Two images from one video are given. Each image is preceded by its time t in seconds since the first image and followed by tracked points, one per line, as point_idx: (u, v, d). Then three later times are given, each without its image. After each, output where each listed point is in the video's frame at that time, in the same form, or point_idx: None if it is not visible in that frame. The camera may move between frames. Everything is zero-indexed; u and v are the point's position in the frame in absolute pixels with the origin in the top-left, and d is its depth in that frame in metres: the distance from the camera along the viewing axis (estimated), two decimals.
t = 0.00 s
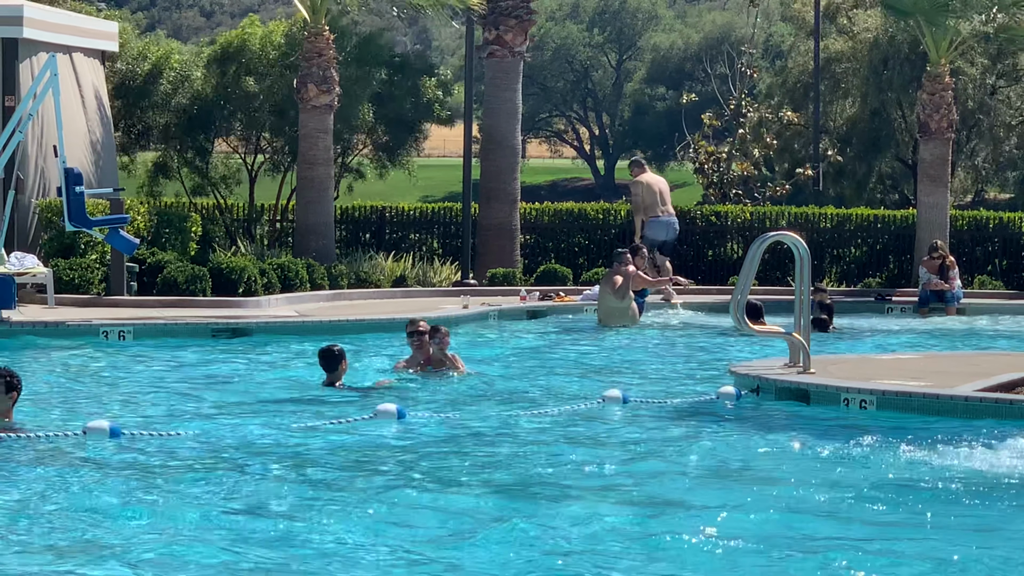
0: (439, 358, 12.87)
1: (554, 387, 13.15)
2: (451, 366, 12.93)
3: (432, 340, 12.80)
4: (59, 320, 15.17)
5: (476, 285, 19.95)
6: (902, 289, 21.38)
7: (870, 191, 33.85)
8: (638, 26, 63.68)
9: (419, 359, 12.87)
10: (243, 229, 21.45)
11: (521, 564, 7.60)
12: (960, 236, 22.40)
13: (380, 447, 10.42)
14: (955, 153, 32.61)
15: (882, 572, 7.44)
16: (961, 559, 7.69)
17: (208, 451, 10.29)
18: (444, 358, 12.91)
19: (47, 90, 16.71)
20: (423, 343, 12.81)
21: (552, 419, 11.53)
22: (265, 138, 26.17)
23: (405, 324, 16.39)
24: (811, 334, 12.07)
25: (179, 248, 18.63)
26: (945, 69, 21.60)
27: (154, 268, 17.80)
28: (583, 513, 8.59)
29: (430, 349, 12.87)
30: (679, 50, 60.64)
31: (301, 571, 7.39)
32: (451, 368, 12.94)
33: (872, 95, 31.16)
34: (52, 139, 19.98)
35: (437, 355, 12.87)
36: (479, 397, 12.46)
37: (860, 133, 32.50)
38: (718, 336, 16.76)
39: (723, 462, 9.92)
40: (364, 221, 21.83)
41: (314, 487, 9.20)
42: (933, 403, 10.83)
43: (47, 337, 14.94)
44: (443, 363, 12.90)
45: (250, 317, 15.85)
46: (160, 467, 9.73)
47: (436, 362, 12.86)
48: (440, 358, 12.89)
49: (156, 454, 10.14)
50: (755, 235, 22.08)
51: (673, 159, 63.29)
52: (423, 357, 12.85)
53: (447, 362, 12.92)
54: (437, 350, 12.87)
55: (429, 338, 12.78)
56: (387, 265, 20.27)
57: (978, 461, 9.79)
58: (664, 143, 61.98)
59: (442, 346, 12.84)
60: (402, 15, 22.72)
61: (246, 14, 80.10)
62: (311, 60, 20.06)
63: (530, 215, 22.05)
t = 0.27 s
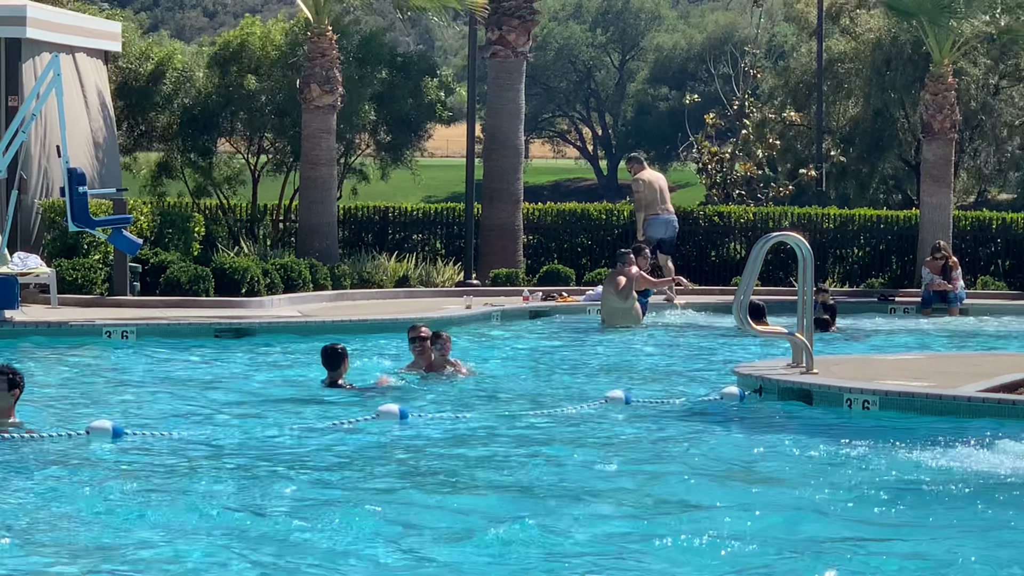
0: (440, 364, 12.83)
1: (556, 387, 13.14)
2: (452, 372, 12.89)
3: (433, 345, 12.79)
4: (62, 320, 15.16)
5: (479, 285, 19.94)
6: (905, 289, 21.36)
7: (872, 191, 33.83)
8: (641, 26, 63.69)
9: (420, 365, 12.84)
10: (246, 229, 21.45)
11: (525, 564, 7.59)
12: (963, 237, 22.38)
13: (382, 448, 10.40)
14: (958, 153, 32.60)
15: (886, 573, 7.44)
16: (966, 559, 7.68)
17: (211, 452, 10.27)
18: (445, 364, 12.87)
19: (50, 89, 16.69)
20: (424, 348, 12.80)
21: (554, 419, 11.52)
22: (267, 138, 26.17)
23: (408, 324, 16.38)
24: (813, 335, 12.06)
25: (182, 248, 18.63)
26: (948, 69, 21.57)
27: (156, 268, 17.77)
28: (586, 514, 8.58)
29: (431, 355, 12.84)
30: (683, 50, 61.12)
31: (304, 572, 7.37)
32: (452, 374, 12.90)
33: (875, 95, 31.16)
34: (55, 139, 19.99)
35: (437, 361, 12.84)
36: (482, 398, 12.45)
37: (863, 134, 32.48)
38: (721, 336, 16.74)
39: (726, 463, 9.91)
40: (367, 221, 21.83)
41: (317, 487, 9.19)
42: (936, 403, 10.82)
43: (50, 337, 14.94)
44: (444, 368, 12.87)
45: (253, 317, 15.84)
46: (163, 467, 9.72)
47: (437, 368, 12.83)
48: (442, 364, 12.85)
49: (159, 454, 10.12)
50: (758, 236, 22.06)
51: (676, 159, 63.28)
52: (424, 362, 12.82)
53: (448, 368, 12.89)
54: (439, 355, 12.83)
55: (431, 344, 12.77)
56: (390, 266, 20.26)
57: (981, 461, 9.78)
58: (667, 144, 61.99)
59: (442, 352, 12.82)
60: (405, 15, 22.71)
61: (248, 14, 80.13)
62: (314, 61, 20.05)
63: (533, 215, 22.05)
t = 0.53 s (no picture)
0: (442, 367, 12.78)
1: (558, 388, 13.14)
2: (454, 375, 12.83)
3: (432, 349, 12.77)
4: (65, 320, 15.17)
5: (482, 285, 19.94)
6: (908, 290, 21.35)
7: (875, 192, 33.82)
8: (644, 27, 63.72)
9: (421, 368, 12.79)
10: (248, 229, 21.46)
11: (528, 564, 7.59)
12: (965, 238, 22.37)
13: (384, 447, 10.39)
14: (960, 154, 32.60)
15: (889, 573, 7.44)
16: (969, 559, 7.69)
17: (213, 451, 10.27)
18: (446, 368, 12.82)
19: (52, 90, 16.68)
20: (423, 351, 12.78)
21: (557, 420, 11.51)
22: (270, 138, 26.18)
23: (410, 325, 16.38)
24: (816, 336, 12.05)
25: (184, 249, 18.63)
26: (950, 70, 21.56)
27: (159, 269, 17.74)
28: (588, 513, 8.59)
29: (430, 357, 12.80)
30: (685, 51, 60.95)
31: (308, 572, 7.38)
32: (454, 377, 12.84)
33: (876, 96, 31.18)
34: (58, 140, 20.00)
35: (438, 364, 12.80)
36: (484, 398, 12.45)
37: (865, 134, 32.47)
38: (724, 337, 16.74)
39: (728, 463, 9.89)
40: (369, 222, 21.84)
41: (319, 487, 9.19)
42: (938, 404, 10.82)
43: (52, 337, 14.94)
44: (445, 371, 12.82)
45: (255, 318, 15.84)
46: (166, 467, 9.72)
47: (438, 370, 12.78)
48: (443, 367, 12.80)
49: (162, 454, 10.13)
50: (761, 236, 22.05)
51: (679, 159, 63.27)
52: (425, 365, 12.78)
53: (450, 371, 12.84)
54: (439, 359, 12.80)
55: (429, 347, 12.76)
56: (393, 266, 20.26)
57: (984, 462, 9.78)
58: (669, 145, 62.01)
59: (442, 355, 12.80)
60: (407, 15, 22.71)
61: (251, 15, 80.24)
62: (317, 61, 20.06)
63: (535, 216, 22.05)
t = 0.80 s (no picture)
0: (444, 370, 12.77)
1: (560, 388, 13.12)
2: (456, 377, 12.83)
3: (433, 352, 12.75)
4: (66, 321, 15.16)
5: (483, 286, 19.93)
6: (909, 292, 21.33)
7: (877, 194, 33.78)
8: (646, 28, 63.70)
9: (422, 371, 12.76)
10: (250, 230, 21.45)
11: (529, 564, 7.59)
12: (967, 239, 22.35)
13: (386, 448, 10.39)
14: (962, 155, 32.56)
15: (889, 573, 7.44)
16: (970, 560, 7.68)
17: (214, 452, 10.26)
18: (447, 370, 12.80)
19: (54, 90, 16.67)
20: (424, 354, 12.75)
21: (558, 420, 11.51)
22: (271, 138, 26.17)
23: (412, 326, 16.37)
24: (817, 337, 12.03)
25: (186, 249, 18.61)
26: (952, 71, 21.54)
27: (160, 269, 17.77)
28: (589, 514, 8.59)
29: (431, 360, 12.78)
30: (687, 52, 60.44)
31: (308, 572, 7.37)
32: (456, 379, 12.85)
33: (878, 98, 31.18)
34: (60, 140, 19.99)
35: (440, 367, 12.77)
36: (486, 399, 12.43)
37: (867, 135, 32.43)
38: (725, 338, 16.74)
39: (729, 464, 9.89)
40: (370, 222, 21.83)
41: (320, 488, 9.19)
42: (940, 405, 10.81)
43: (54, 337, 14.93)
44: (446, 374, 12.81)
45: (256, 319, 15.83)
46: (167, 467, 9.71)
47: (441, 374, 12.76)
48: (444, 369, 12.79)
49: (164, 455, 10.13)
50: (762, 237, 22.02)
51: (681, 160, 63.24)
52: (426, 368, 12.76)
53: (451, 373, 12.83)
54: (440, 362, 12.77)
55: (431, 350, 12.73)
56: (394, 268, 20.25)
57: (985, 463, 9.76)
58: (671, 146, 61.98)
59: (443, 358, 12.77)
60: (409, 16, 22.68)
61: (253, 16, 80.25)
62: (318, 62, 20.05)
63: (537, 217, 22.04)
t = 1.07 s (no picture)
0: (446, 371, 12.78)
1: (561, 389, 13.13)
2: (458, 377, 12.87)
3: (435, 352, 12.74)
4: (68, 321, 15.17)
5: (485, 288, 19.94)
6: (910, 293, 21.34)
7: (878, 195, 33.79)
8: (647, 29, 63.77)
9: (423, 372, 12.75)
10: (251, 231, 21.46)
11: (529, 565, 7.59)
12: (968, 240, 22.35)
13: (387, 449, 10.40)
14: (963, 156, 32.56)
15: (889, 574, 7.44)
16: (970, 561, 7.69)
17: (215, 453, 10.27)
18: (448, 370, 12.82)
19: (56, 91, 16.67)
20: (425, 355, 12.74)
21: (560, 421, 11.51)
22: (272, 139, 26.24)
23: (413, 326, 16.37)
24: (818, 338, 12.03)
25: (187, 250, 18.62)
26: (953, 72, 21.54)
27: (162, 270, 17.79)
28: (591, 514, 8.59)
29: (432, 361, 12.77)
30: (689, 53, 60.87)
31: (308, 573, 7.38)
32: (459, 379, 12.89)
33: (879, 99, 31.20)
34: (61, 141, 20.00)
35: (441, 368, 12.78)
36: (486, 400, 12.44)
37: (868, 137, 32.45)
38: (726, 339, 16.74)
39: (730, 465, 9.89)
40: (371, 223, 21.84)
41: (322, 488, 9.19)
42: (941, 406, 10.81)
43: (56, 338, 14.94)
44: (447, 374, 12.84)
45: (258, 319, 15.84)
46: (168, 468, 9.73)
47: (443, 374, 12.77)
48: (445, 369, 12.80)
49: (166, 455, 10.13)
50: (763, 238, 22.03)
51: (682, 161, 63.23)
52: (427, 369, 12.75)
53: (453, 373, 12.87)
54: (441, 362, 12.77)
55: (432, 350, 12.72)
56: (396, 268, 20.25)
57: (986, 465, 9.76)
58: (673, 147, 62.00)
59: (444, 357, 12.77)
60: (410, 17, 22.70)
61: (254, 16, 80.29)
62: (319, 63, 20.07)
63: (538, 218, 22.06)
